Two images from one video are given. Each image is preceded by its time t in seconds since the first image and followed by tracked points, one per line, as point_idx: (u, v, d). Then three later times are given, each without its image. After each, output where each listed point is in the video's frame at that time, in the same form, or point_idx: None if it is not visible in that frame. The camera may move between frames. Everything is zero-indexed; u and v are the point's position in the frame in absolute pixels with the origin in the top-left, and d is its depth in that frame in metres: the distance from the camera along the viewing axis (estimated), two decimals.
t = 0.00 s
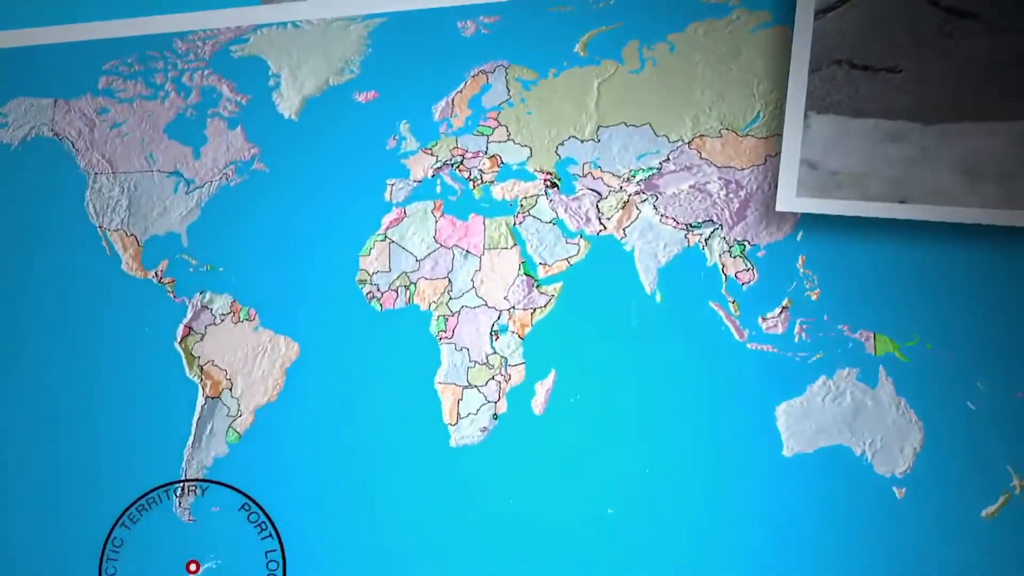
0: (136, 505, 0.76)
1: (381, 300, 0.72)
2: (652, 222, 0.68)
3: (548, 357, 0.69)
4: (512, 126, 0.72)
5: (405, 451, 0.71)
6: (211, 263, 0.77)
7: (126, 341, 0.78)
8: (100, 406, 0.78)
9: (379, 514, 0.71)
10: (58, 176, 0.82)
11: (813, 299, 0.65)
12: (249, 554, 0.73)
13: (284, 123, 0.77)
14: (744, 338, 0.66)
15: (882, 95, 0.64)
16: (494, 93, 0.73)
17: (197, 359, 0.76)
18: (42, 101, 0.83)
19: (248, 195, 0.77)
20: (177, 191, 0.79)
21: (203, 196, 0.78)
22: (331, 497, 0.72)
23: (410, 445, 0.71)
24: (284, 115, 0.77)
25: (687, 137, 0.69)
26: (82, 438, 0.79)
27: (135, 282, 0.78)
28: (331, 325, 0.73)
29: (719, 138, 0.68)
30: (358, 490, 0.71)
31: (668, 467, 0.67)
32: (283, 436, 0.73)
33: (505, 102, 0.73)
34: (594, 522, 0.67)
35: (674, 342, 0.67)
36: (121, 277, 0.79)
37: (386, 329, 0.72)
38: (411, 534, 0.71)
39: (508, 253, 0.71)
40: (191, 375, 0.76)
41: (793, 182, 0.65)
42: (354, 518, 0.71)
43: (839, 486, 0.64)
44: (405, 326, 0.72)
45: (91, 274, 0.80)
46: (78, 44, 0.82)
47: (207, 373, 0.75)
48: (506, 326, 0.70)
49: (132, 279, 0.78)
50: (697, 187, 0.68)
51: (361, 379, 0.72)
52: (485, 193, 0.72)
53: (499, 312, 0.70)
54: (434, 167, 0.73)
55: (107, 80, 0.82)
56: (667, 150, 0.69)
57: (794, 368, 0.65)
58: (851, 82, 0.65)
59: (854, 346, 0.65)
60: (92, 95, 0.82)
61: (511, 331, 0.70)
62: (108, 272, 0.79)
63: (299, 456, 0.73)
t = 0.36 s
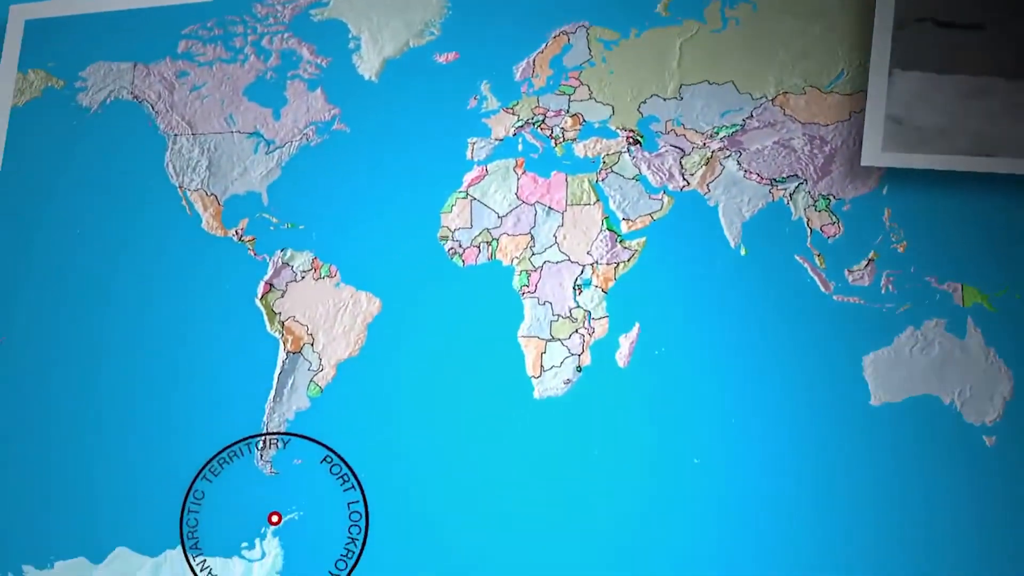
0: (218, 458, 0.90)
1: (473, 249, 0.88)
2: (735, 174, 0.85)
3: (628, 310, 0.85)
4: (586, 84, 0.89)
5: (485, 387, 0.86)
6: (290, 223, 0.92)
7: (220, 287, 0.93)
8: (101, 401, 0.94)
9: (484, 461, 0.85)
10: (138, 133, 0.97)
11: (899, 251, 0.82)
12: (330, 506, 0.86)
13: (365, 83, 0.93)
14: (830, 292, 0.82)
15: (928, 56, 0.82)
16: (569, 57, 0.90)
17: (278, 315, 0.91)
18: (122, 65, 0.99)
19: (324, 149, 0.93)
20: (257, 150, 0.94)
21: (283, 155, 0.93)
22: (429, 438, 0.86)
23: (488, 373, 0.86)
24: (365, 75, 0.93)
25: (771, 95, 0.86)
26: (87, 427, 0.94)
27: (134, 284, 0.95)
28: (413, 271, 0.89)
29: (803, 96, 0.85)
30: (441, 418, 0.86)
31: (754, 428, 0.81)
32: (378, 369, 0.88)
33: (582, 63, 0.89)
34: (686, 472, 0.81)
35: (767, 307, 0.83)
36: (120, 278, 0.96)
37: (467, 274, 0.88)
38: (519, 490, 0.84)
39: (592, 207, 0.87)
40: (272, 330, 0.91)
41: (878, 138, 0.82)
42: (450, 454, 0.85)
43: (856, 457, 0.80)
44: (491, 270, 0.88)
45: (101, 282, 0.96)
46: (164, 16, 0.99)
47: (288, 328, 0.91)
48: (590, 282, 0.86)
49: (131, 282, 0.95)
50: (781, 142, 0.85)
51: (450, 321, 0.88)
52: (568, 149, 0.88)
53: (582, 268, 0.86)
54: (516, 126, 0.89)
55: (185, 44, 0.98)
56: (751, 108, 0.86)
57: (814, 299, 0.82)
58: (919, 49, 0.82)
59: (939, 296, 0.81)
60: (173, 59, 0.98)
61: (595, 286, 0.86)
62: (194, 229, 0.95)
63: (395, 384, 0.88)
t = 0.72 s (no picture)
0: (278, 432, 0.94)
1: (521, 235, 0.92)
2: (773, 165, 0.88)
3: (673, 294, 0.89)
4: (634, 80, 0.92)
5: (544, 360, 0.90)
6: (345, 209, 0.96)
7: (278, 270, 0.96)
8: (101, 401, 0.98)
9: (523, 436, 0.89)
10: (203, 123, 1.00)
11: (931, 238, 0.85)
12: (387, 478, 0.91)
13: (417, 76, 0.97)
14: (865, 277, 0.86)
15: (960, 50, 0.85)
16: (614, 52, 0.93)
17: (334, 297, 0.95)
18: (182, 57, 1.02)
19: (384, 139, 0.96)
20: (313, 139, 0.98)
21: (338, 144, 0.97)
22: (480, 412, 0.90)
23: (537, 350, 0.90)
24: (417, 69, 0.97)
25: (808, 89, 0.89)
26: (87, 427, 0.98)
27: (134, 283, 1.00)
28: (466, 252, 0.93)
29: (839, 90, 0.88)
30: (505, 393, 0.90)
31: (786, 405, 0.85)
32: (431, 345, 0.92)
33: (628, 57, 0.92)
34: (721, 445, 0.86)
35: (808, 290, 0.86)
36: (121, 278, 1.00)
37: (516, 259, 0.92)
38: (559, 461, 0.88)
39: (636, 196, 0.91)
40: (329, 312, 0.94)
41: (912, 130, 0.85)
42: (496, 427, 0.90)
43: (897, 432, 0.83)
44: (541, 253, 0.91)
45: (102, 279, 1.01)
46: (226, 7, 1.02)
47: (344, 310, 0.94)
48: (634, 267, 0.90)
49: (131, 281, 0.99)
50: (817, 134, 0.88)
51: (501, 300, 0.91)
52: (612, 141, 0.92)
53: (626, 253, 0.90)
54: (563, 118, 0.93)
55: (243, 38, 1.01)
56: (790, 101, 0.89)
57: (848, 283, 0.86)
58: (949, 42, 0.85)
59: (969, 281, 0.84)
60: (231, 53, 1.01)
61: (637, 270, 0.90)
62: (255, 216, 0.98)
63: (447, 363, 0.91)
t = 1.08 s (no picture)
0: (312, 415, 1.00)
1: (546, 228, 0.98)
2: (787, 161, 0.94)
3: (689, 284, 0.95)
4: (654, 79, 0.98)
5: (567, 346, 0.96)
6: (373, 203, 1.01)
7: (312, 260, 1.02)
8: (92, 399, 1.04)
9: (545, 419, 0.95)
10: (236, 120, 1.06)
11: (939, 232, 0.91)
12: (416, 460, 0.97)
13: (443, 75, 1.02)
14: (875, 269, 0.92)
15: (967, 49, 0.89)
16: (636, 50, 0.98)
17: (363, 288, 1.00)
18: (215, 56, 1.07)
19: (411, 136, 1.02)
20: (342, 136, 1.03)
21: (367, 141, 1.02)
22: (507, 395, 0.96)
23: (560, 337, 0.96)
24: (442, 68, 1.02)
25: (822, 88, 0.94)
26: (79, 423, 1.04)
27: (131, 284, 1.05)
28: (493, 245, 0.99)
29: (850, 89, 0.94)
30: (529, 378, 0.96)
31: (793, 389, 0.92)
32: (459, 330, 0.98)
33: (648, 56, 0.98)
34: (736, 430, 0.92)
35: (813, 281, 0.93)
36: (118, 280, 1.06)
37: (541, 250, 0.98)
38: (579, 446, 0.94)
39: (655, 191, 0.97)
40: (358, 302, 1.00)
41: (920, 127, 0.89)
42: (524, 409, 0.96)
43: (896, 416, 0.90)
44: (565, 246, 0.97)
45: (97, 283, 1.06)
46: (260, 8, 1.07)
47: (372, 300, 1.00)
48: (653, 259, 0.96)
49: (129, 282, 1.05)
50: (829, 132, 0.94)
51: (525, 290, 0.97)
52: (632, 138, 0.97)
53: (645, 246, 0.96)
54: (584, 116, 0.98)
55: (273, 37, 1.06)
56: (803, 100, 0.95)
57: (859, 273, 0.92)
58: (957, 42, 0.89)
59: (975, 273, 0.90)
60: (262, 52, 1.06)
61: (656, 262, 0.96)
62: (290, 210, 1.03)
63: (475, 349, 0.98)
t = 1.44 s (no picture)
0: (340, 400, 0.96)
1: (562, 222, 0.94)
2: (797, 157, 0.90)
3: (704, 275, 0.91)
4: (668, 79, 0.94)
5: (577, 344, 0.92)
6: (400, 195, 0.97)
7: (312, 257, 0.98)
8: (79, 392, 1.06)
9: (540, 413, 0.92)
10: (263, 120, 1.01)
11: (940, 223, 0.87)
12: (440, 440, 0.93)
13: (464, 73, 0.98)
14: (880, 259, 0.88)
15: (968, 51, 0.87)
16: (652, 52, 0.94)
17: (391, 276, 0.96)
18: (246, 55, 1.03)
19: (432, 134, 0.98)
20: (369, 131, 0.99)
21: (393, 136, 0.98)
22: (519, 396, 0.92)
23: (569, 333, 0.92)
24: (465, 67, 0.98)
25: (829, 87, 0.91)
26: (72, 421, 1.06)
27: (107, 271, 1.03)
28: (501, 246, 0.95)
29: (857, 88, 0.90)
30: (536, 376, 0.92)
31: (784, 384, 0.88)
32: (467, 333, 0.94)
33: (663, 57, 0.94)
34: (745, 409, 0.88)
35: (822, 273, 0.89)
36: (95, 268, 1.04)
37: (558, 244, 0.94)
38: (578, 432, 0.91)
39: (669, 184, 0.93)
40: (386, 290, 0.96)
41: (921, 125, 0.87)
42: (520, 405, 0.92)
43: (887, 417, 0.86)
44: (582, 240, 0.93)
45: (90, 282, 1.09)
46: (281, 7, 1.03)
47: (400, 288, 0.96)
48: (667, 249, 0.92)
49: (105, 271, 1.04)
50: (837, 129, 0.90)
51: (538, 288, 0.93)
52: (647, 133, 0.94)
53: (661, 236, 0.92)
54: (602, 113, 0.94)
55: (303, 37, 1.02)
56: (810, 98, 0.91)
57: (863, 265, 0.88)
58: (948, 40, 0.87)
59: (975, 263, 0.86)
60: (292, 52, 1.02)
61: (671, 253, 0.92)
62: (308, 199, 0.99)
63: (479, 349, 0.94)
